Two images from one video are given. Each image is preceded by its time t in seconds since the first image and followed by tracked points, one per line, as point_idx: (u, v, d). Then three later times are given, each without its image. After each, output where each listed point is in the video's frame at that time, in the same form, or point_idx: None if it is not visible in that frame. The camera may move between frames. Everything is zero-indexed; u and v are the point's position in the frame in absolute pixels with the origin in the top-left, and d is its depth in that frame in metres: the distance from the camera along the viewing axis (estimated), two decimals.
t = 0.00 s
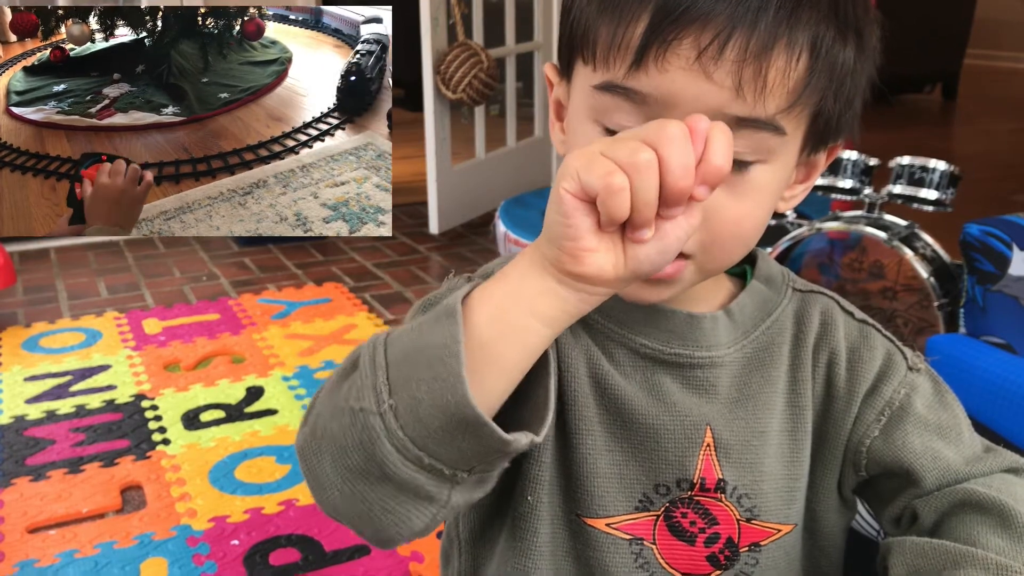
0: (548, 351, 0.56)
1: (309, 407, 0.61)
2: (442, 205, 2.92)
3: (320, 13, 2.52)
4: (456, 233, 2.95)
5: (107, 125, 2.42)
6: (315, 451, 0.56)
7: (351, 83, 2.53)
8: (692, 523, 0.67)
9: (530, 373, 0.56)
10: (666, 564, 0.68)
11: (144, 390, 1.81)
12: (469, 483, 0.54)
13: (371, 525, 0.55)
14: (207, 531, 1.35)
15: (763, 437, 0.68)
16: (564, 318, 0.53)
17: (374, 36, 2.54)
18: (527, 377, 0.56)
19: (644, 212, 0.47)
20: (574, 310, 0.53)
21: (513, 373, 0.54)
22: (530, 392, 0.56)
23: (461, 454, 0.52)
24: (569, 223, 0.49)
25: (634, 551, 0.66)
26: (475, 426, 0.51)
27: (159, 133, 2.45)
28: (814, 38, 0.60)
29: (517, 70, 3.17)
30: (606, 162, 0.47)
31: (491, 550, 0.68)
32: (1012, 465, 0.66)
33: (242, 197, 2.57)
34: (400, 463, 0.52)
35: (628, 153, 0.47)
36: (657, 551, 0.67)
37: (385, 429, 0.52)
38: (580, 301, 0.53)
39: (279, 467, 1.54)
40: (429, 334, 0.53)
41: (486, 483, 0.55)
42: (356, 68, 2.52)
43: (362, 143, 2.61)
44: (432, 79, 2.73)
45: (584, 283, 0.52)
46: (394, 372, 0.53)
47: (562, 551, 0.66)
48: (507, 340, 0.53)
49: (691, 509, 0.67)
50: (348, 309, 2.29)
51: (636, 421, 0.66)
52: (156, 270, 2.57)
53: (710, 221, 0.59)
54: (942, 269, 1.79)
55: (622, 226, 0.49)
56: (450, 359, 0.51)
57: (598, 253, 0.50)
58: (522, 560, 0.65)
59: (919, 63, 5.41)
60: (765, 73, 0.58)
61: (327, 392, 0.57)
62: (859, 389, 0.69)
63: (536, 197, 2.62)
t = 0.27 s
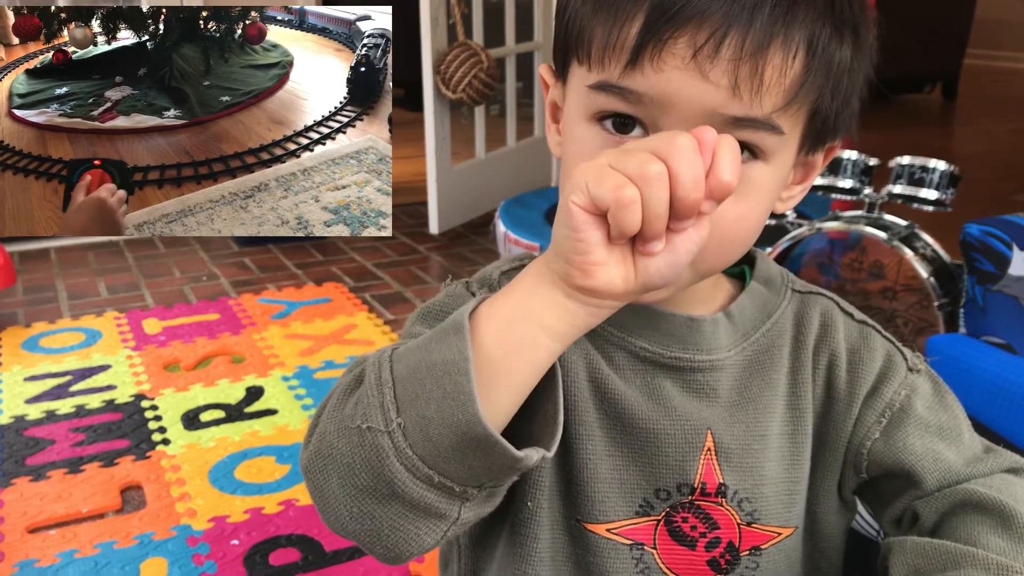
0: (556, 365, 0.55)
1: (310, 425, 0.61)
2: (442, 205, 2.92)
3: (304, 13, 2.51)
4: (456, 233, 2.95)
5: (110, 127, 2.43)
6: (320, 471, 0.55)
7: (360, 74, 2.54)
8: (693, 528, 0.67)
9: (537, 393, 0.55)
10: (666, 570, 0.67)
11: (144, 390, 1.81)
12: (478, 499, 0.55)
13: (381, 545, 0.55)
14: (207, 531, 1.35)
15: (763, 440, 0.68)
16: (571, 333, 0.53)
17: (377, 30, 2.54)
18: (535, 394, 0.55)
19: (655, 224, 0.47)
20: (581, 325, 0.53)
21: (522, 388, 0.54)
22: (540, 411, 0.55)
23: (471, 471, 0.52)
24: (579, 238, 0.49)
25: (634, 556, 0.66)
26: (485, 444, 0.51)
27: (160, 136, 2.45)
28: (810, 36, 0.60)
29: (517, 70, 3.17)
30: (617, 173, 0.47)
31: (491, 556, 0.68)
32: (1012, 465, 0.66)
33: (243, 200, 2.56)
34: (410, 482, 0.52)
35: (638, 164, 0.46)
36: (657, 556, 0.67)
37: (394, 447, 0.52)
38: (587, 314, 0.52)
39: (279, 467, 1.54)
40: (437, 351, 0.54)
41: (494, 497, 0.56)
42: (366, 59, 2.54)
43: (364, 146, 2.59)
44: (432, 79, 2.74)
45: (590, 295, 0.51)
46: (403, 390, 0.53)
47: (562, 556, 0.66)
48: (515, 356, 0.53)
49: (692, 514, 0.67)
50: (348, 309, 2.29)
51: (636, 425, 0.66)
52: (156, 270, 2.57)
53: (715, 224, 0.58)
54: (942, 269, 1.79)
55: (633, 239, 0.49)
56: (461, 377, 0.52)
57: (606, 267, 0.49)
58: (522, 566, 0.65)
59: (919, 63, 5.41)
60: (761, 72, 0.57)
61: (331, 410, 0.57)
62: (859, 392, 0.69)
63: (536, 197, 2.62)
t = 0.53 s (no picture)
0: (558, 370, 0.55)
1: (309, 427, 0.60)
2: (442, 205, 2.92)
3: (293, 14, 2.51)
4: (456, 233, 2.95)
5: (110, 130, 2.42)
6: (319, 472, 0.55)
7: (364, 70, 2.53)
8: (693, 530, 0.67)
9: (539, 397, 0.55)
10: (667, 571, 0.68)
11: (144, 390, 1.81)
12: (479, 503, 0.54)
13: (381, 547, 0.55)
14: (207, 531, 1.35)
15: (764, 443, 0.68)
16: (574, 336, 0.53)
17: (378, 29, 2.53)
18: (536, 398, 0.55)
19: (660, 223, 0.47)
20: (583, 329, 0.53)
21: (524, 393, 0.53)
22: (543, 415, 0.55)
23: (472, 475, 0.52)
24: (584, 238, 0.49)
25: (635, 558, 0.66)
26: (487, 448, 0.51)
27: (160, 139, 2.45)
28: (811, 38, 0.60)
29: (518, 70, 3.17)
30: (622, 173, 0.47)
31: (491, 557, 0.68)
32: (1013, 466, 0.66)
33: (243, 204, 2.57)
34: (411, 485, 0.52)
35: (643, 163, 0.47)
36: (658, 558, 0.67)
37: (396, 450, 0.52)
38: (590, 317, 0.52)
39: (279, 467, 1.54)
40: (439, 354, 0.53)
41: (495, 501, 0.56)
42: (370, 56, 2.53)
43: (364, 150, 2.59)
44: (432, 79, 2.73)
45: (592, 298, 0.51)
46: (404, 393, 0.53)
47: (562, 558, 0.66)
48: (517, 360, 0.53)
49: (692, 516, 0.67)
50: (348, 308, 2.29)
51: (636, 427, 0.66)
52: (156, 270, 2.57)
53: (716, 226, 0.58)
54: (942, 269, 1.79)
55: (638, 239, 0.49)
56: (463, 380, 0.52)
57: (611, 268, 0.50)
58: (522, 567, 0.65)
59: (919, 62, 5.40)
60: (763, 74, 0.57)
61: (332, 411, 0.57)
62: (860, 393, 0.69)
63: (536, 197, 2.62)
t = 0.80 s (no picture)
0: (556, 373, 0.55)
1: (309, 429, 0.61)
2: (442, 206, 2.92)
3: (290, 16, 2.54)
4: (456, 233, 2.95)
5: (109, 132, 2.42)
6: (319, 475, 0.56)
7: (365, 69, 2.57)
8: (694, 531, 0.67)
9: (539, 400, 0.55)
10: (668, 572, 0.68)
11: (144, 390, 1.81)
12: (479, 506, 0.54)
13: (381, 551, 0.55)
14: (207, 531, 1.35)
15: (764, 443, 0.68)
16: (573, 340, 0.53)
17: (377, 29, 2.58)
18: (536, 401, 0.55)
19: (664, 230, 0.47)
20: (583, 333, 0.53)
21: (524, 396, 0.53)
22: (543, 417, 0.55)
23: (472, 478, 0.52)
24: (585, 246, 0.48)
25: (635, 559, 0.66)
26: (487, 451, 0.51)
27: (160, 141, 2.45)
28: (815, 40, 0.60)
29: (518, 70, 3.17)
30: (624, 182, 0.47)
31: (491, 560, 0.68)
32: (1013, 466, 0.66)
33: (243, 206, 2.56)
34: (410, 488, 0.53)
35: (645, 171, 0.46)
36: (658, 559, 0.67)
37: (395, 454, 0.52)
38: (589, 320, 0.52)
39: (279, 467, 1.54)
40: (438, 357, 0.53)
41: (495, 504, 0.56)
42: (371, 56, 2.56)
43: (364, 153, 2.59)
44: (432, 79, 2.73)
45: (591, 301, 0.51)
46: (403, 396, 0.53)
47: (562, 559, 0.66)
48: (517, 363, 0.53)
49: (692, 517, 0.67)
50: (347, 308, 2.29)
51: (636, 428, 0.66)
52: (156, 270, 2.57)
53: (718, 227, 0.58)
54: (942, 269, 1.79)
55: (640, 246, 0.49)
56: (463, 383, 0.52)
57: (612, 275, 0.49)
58: (522, 569, 0.65)
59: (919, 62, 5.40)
60: (767, 76, 0.58)
61: (331, 414, 0.57)
62: (861, 393, 0.69)
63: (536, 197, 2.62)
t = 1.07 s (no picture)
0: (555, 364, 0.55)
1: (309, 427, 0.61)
2: (443, 206, 2.93)
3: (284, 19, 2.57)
4: (456, 233, 2.95)
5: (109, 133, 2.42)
6: (318, 472, 0.56)
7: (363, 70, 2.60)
8: (694, 532, 0.67)
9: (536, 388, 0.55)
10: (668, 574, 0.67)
11: (144, 390, 1.81)
12: (479, 499, 0.54)
13: (381, 547, 0.55)
14: (207, 531, 1.35)
15: (765, 444, 0.68)
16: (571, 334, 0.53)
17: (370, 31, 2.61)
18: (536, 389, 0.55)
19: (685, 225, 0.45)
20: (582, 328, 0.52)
21: (521, 384, 0.53)
22: (542, 409, 0.55)
23: (472, 471, 0.52)
24: (598, 250, 0.47)
25: (635, 561, 0.66)
26: (486, 443, 0.51)
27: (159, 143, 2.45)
28: (819, 37, 0.61)
29: (518, 70, 3.17)
30: (639, 179, 0.45)
31: (490, 562, 0.68)
32: (1013, 466, 0.67)
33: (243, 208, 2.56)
34: (410, 482, 0.52)
35: (661, 165, 0.44)
36: (659, 560, 0.67)
37: (393, 449, 0.52)
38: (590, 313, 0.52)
39: (279, 467, 1.54)
40: (435, 350, 0.53)
41: (495, 498, 0.55)
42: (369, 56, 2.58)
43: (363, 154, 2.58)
44: (432, 79, 2.73)
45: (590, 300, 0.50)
46: (400, 391, 0.53)
47: (561, 560, 0.67)
48: (514, 355, 0.52)
49: (692, 518, 0.67)
50: (348, 308, 2.29)
51: (636, 430, 0.66)
52: (156, 270, 2.57)
53: (722, 223, 0.57)
54: (942, 269, 1.79)
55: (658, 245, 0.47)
56: (459, 376, 0.51)
57: (616, 279, 0.48)
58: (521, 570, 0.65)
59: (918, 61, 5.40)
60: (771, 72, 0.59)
61: (330, 413, 0.58)
62: (861, 394, 0.69)
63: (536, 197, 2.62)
